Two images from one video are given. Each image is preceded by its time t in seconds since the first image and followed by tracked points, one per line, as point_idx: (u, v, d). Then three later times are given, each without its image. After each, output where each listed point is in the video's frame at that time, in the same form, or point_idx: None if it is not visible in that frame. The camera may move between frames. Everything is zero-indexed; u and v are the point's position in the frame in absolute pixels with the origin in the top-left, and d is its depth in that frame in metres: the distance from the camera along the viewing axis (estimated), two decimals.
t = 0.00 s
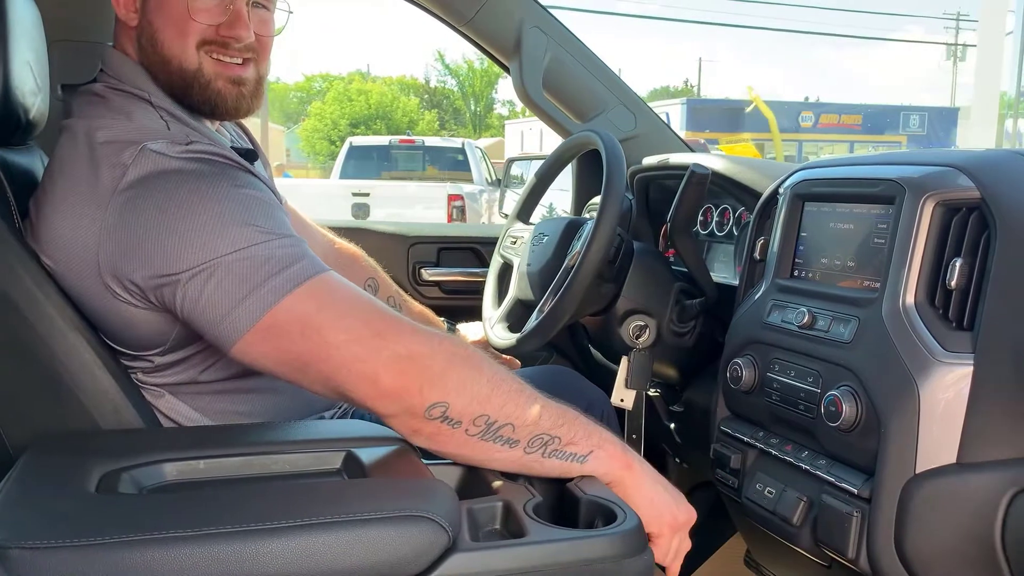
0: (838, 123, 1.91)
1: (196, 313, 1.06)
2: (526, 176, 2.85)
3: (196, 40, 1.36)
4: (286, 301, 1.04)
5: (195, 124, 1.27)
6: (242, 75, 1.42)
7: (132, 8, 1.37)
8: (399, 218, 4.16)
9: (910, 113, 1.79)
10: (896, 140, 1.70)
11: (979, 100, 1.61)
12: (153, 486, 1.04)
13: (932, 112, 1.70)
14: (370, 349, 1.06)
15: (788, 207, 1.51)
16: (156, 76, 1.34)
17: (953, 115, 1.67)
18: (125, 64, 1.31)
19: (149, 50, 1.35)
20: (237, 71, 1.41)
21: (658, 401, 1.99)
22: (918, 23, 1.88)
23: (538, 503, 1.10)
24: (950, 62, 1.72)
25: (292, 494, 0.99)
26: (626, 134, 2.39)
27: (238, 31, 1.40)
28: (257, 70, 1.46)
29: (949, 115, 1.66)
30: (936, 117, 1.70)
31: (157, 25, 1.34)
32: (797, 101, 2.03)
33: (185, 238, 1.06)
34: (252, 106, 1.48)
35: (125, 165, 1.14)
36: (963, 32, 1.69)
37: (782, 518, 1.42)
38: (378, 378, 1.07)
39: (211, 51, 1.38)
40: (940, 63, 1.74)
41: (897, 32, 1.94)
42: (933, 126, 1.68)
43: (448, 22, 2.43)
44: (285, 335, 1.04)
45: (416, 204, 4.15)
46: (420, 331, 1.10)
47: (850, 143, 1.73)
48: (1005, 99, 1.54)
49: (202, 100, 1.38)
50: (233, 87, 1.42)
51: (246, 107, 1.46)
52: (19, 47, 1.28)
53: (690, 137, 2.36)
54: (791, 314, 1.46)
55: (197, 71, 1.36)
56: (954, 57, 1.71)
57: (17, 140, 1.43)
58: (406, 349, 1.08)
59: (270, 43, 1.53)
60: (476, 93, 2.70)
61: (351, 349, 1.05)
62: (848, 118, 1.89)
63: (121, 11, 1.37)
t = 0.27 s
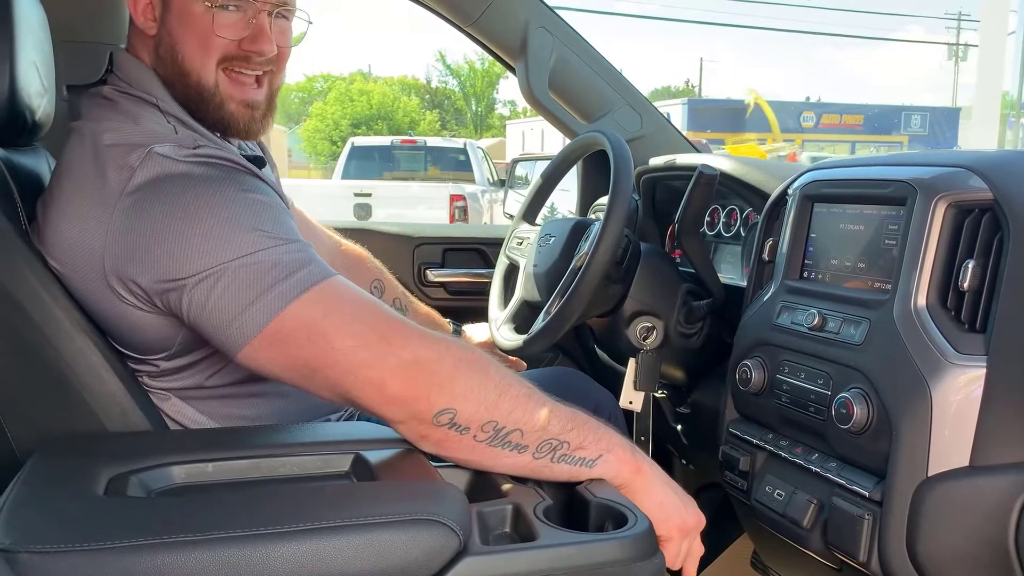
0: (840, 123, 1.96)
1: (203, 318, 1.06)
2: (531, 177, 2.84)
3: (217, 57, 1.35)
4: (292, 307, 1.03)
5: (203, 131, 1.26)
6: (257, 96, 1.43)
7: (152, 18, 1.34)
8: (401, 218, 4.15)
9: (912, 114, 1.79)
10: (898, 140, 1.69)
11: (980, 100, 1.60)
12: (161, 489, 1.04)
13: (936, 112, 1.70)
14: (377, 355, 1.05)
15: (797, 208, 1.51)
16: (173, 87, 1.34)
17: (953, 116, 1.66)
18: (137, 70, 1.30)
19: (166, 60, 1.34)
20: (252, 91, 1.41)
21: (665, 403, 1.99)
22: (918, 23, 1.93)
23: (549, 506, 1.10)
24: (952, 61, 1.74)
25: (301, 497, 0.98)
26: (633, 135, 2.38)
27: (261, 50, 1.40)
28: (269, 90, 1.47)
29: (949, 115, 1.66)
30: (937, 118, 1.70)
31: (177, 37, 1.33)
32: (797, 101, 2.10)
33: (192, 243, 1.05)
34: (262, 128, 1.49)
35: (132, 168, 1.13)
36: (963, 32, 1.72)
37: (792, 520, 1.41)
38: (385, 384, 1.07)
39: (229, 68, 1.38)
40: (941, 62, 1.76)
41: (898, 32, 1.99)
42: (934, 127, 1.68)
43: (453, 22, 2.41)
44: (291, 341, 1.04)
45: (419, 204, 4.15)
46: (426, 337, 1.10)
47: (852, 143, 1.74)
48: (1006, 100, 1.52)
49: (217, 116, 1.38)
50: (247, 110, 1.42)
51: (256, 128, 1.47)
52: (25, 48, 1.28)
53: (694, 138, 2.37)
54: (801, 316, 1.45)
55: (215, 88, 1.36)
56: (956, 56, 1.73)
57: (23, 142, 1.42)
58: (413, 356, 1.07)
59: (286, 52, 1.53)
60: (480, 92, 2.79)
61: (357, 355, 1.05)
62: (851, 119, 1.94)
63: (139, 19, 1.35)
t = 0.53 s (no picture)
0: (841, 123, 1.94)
1: (203, 321, 1.06)
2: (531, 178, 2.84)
3: (221, 65, 1.37)
4: (291, 310, 1.04)
5: (205, 136, 1.27)
6: (259, 101, 1.43)
7: (158, 23, 1.37)
8: (402, 219, 4.15)
9: (914, 113, 1.79)
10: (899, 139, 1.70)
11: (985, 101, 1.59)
12: (161, 489, 1.04)
13: (938, 111, 1.68)
14: (375, 358, 1.06)
15: (795, 210, 1.51)
16: (176, 93, 1.35)
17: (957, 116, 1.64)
18: (138, 73, 1.31)
19: (170, 66, 1.36)
20: (256, 98, 1.42)
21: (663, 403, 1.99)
22: (919, 22, 1.86)
23: (546, 507, 1.10)
24: (954, 61, 1.70)
25: (299, 498, 0.99)
26: (632, 136, 2.39)
27: (264, 58, 1.40)
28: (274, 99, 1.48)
29: (951, 115, 1.65)
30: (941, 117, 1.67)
31: (183, 44, 1.35)
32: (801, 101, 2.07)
33: (191, 246, 1.06)
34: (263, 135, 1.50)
35: (132, 172, 1.14)
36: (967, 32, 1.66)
37: (789, 521, 1.42)
38: (384, 387, 1.07)
39: (232, 76, 1.39)
40: (945, 62, 1.71)
41: (899, 33, 1.93)
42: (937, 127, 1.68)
43: (452, 24, 2.43)
44: (291, 345, 1.04)
45: (419, 205, 4.14)
46: (425, 340, 1.10)
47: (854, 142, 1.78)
48: (1008, 99, 1.55)
49: (219, 122, 1.39)
50: (248, 110, 1.42)
51: (257, 135, 1.47)
52: (26, 51, 1.28)
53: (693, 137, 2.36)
54: (798, 317, 1.46)
55: (218, 95, 1.37)
56: (958, 56, 1.69)
57: (24, 144, 1.43)
58: (410, 358, 1.08)
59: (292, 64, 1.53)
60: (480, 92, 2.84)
61: (355, 359, 1.05)
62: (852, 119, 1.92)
63: (146, 24, 1.37)
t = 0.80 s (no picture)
0: (842, 123, 1.96)
1: (205, 327, 1.08)
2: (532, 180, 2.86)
3: (218, 69, 1.38)
4: (291, 318, 1.05)
5: (208, 142, 1.28)
6: (259, 105, 1.44)
7: (158, 28, 1.38)
8: (404, 219, 4.16)
9: (915, 114, 1.80)
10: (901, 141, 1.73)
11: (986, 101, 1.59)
12: (167, 491, 1.06)
13: (937, 112, 1.69)
14: (374, 365, 1.08)
15: (793, 214, 1.53)
16: (174, 98, 1.37)
17: (960, 117, 1.64)
18: (140, 78, 1.32)
19: (170, 71, 1.38)
20: (254, 102, 1.43)
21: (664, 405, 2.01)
22: (918, 23, 1.88)
23: (547, 509, 1.12)
24: (955, 61, 1.68)
25: (304, 500, 1.00)
26: (632, 140, 2.40)
27: (263, 63, 1.41)
28: (273, 101, 1.48)
29: (954, 116, 1.64)
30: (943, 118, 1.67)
31: (181, 49, 1.37)
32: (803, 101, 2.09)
33: (194, 254, 1.07)
34: (264, 137, 1.51)
35: (136, 178, 1.15)
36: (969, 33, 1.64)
37: (788, 523, 1.43)
38: (384, 394, 1.09)
39: (230, 81, 1.40)
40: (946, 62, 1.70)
41: (898, 32, 1.95)
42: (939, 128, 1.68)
43: (455, 29, 2.44)
44: (292, 352, 1.06)
45: (421, 206, 4.15)
46: (424, 347, 1.12)
47: (855, 141, 1.80)
48: (1009, 101, 1.56)
49: (217, 124, 1.40)
50: (248, 118, 1.44)
51: (258, 137, 1.48)
52: (32, 58, 1.30)
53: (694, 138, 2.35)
54: (796, 321, 1.47)
55: (215, 98, 1.39)
56: (959, 57, 1.67)
57: (30, 148, 1.44)
58: (409, 365, 1.09)
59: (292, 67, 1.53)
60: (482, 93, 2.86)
61: (355, 366, 1.07)
62: (853, 119, 1.94)
63: (147, 29, 1.39)
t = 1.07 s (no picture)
0: (844, 123, 1.99)
1: (205, 328, 1.09)
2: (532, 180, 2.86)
3: (219, 71, 1.39)
4: (291, 319, 1.06)
5: (209, 145, 1.29)
6: (259, 108, 1.45)
7: (160, 30, 1.39)
8: (404, 220, 4.16)
9: (916, 114, 1.80)
10: (903, 141, 1.72)
11: (988, 101, 1.60)
12: (167, 490, 1.07)
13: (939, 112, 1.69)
14: (373, 366, 1.09)
15: (790, 215, 1.54)
16: (175, 100, 1.37)
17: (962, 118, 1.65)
18: (141, 78, 1.33)
19: (171, 72, 1.38)
20: (254, 104, 1.44)
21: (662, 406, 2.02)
22: (919, 22, 1.86)
23: (544, 508, 1.12)
24: (957, 61, 1.69)
25: (302, 499, 1.01)
26: (631, 140, 2.41)
27: (263, 65, 1.42)
28: (273, 104, 1.49)
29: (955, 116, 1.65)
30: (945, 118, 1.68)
31: (182, 51, 1.37)
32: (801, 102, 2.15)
33: (194, 255, 1.08)
34: (264, 140, 1.51)
35: (138, 180, 1.16)
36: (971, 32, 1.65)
37: (784, 522, 1.44)
38: (382, 395, 1.10)
39: (231, 83, 1.41)
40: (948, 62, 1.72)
41: (899, 32, 1.94)
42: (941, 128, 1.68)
43: (453, 30, 2.45)
44: (291, 353, 1.07)
45: (422, 206, 4.15)
46: (423, 348, 1.13)
47: (858, 143, 1.79)
48: (1011, 100, 1.57)
49: (218, 126, 1.41)
50: (248, 121, 1.44)
51: (258, 140, 1.48)
52: (33, 60, 1.31)
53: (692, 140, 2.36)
54: (793, 322, 1.48)
55: (217, 101, 1.39)
56: (961, 57, 1.68)
57: (31, 150, 1.45)
58: (408, 366, 1.10)
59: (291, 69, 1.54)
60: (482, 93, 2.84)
61: (354, 367, 1.08)
62: (854, 119, 1.97)
63: (148, 31, 1.40)
